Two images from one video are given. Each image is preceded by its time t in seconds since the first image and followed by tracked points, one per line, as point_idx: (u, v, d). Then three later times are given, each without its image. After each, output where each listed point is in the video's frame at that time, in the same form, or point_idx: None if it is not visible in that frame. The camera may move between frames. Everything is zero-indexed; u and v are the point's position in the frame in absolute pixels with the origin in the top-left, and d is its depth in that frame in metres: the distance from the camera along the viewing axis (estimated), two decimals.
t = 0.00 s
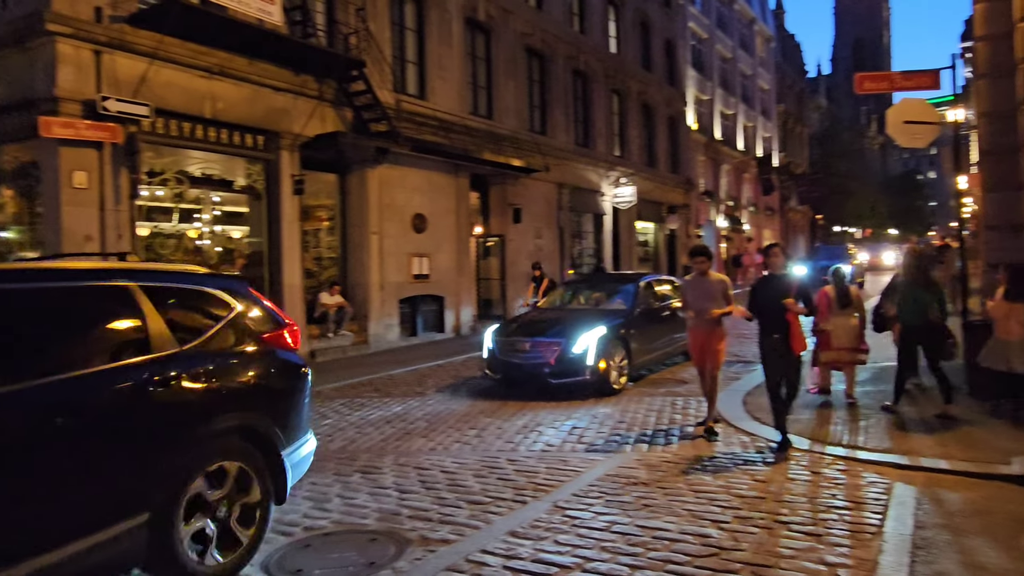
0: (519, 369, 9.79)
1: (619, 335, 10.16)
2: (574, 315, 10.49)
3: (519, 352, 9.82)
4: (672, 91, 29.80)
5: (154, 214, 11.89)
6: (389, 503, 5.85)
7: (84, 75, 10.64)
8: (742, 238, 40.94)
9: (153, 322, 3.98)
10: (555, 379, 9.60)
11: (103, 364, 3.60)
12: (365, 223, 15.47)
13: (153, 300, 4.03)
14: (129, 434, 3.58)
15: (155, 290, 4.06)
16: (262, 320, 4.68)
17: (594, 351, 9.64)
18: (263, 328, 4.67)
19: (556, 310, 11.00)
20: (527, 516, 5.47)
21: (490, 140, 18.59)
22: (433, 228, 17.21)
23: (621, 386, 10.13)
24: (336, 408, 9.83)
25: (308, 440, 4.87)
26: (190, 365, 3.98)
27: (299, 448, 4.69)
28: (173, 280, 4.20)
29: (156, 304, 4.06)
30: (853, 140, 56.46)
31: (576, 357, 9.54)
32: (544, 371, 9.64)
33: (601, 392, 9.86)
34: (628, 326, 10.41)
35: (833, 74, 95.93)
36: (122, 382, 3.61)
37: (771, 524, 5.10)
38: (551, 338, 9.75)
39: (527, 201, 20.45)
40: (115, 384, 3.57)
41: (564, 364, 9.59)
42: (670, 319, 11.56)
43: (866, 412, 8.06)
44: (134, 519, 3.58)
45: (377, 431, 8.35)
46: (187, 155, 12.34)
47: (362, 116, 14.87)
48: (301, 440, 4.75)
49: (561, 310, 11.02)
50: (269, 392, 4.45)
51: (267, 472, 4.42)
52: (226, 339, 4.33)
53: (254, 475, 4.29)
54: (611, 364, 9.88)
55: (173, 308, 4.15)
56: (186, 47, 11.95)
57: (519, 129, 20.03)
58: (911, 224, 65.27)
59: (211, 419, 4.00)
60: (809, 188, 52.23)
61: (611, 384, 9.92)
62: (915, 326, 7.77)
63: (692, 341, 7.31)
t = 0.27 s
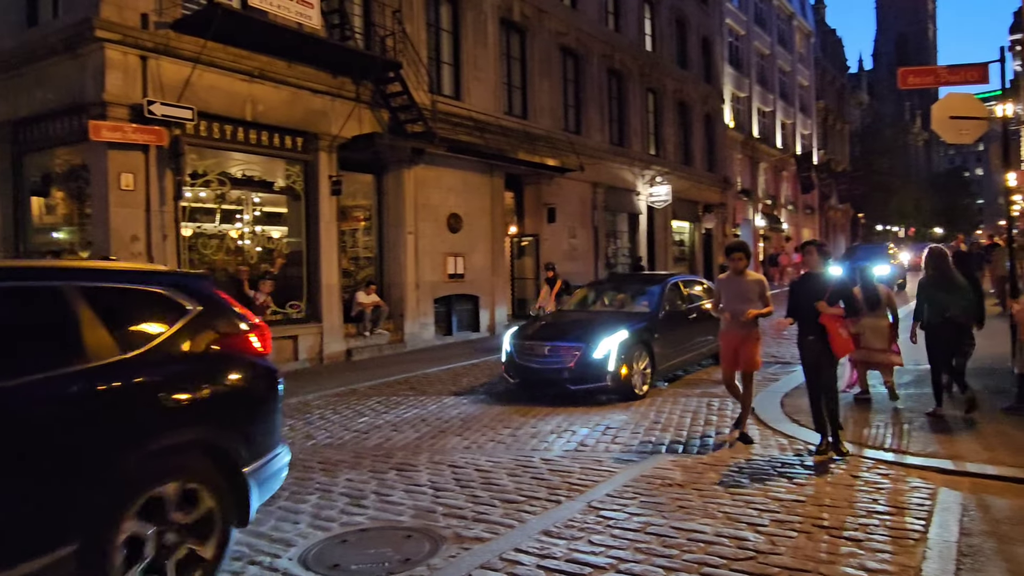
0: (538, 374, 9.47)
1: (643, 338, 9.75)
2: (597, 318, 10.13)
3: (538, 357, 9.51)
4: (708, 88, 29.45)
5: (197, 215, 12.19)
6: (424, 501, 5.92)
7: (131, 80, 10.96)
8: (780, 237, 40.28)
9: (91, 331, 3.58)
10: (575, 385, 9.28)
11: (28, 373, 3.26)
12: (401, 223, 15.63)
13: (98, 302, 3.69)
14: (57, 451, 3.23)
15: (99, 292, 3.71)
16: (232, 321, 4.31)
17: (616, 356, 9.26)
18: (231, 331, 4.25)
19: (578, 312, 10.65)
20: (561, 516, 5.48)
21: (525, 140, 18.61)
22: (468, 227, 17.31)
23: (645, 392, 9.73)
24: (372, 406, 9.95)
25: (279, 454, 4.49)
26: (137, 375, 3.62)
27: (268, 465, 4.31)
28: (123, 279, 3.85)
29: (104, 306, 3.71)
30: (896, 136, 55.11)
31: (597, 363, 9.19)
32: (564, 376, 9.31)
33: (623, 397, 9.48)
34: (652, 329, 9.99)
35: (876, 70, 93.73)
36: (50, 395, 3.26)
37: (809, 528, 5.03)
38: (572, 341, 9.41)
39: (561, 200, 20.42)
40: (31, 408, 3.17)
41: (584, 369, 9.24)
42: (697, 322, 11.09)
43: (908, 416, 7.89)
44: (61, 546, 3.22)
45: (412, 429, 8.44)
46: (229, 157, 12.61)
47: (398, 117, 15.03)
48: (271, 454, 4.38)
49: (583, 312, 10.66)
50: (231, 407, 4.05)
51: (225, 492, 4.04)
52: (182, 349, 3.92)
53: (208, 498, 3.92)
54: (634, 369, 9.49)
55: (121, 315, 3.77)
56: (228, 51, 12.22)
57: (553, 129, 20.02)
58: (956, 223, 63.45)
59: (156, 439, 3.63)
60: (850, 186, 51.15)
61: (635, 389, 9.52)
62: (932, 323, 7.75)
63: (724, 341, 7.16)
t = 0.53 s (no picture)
0: (548, 377, 9.22)
1: (658, 340, 9.44)
2: (611, 319, 9.85)
3: (549, 360, 9.26)
4: (739, 85, 29.11)
5: (230, 215, 12.40)
6: (451, 498, 5.95)
7: (166, 82, 11.19)
8: (811, 236, 39.68)
9: None
10: (587, 389, 9.02)
11: None
12: (429, 222, 15.72)
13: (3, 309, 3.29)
14: None
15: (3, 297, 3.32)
16: (170, 322, 3.86)
17: (629, 358, 8.98)
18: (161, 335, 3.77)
19: (594, 312, 10.39)
20: (588, 515, 5.47)
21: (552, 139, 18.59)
22: (496, 226, 17.35)
23: (660, 396, 9.43)
24: (400, 403, 10.02)
25: (224, 475, 4.05)
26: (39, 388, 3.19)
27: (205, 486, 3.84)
28: (35, 282, 3.45)
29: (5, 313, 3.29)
30: (932, 133, 53.93)
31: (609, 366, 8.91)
32: (575, 380, 9.05)
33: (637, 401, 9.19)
34: (668, 331, 9.68)
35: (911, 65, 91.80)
36: None
37: (840, 531, 4.95)
38: (584, 343, 9.14)
39: (589, 199, 20.35)
40: None
41: (596, 373, 8.97)
42: (716, 324, 10.74)
43: (944, 418, 7.74)
44: None
45: (440, 427, 8.49)
46: (261, 157, 12.79)
47: (427, 116, 15.14)
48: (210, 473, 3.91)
49: (598, 313, 10.39)
50: (155, 420, 3.59)
51: (151, 516, 3.56)
52: (95, 355, 3.45)
53: (128, 521, 3.46)
54: (648, 372, 9.19)
55: (24, 320, 3.33)
56: (260, 53, 12.40)
57: (581, 127, 19.96)
58: (995, 221, 61.86)
59: (60, 458, 3.17)
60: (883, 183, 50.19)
61: (649, 393, 9.24)
62: (958, 320, 7.67)
63: (751, 341, 6.98)
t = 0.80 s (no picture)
0: (556, 380, 8.98)
1: (669, 341, 9.12)
2: (622, 320, 9.55)
3: (556, 362, 9.02)
4: (764, 81, 28.79)
5: (256, 213, 12.55)
6: (474, 495, 5.97)
7: (194, 82, 11.35)
8: (838, 233, 39.16)
9: None
10: (596, 392, 8.75)
11: None
12: (452, 220, 15.77)
13: None
14: None
15: None
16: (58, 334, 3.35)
17: (639, 360, 8.67)
18: (26, 348, 3.16)
19: (604, 313, 10.13)
20: (611, 513, 5.46)
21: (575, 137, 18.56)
22: (519, 224, 17.36)
23: (672, 399, 9.10)
24: (424, 400, 10.07)
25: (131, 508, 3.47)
26: None
27: (92, 526, 3.20)
28: None
29: None
30: (963, 128, 52.90)
31: (618, 368, 8.63)
32: (583, 383, 8.78)
33: (647, 405, 8.89)
34: (680, 332, 9.35)
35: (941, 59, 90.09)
36: None
37: (869, 532, 4.88)
38: (592, 344, 8.89)
39: (613, 197, 20.28)
40: None
41: (604, 375, 8.69)
42: (731, 325, 10.38)
43: (974, 418, 7.61)
44: None
45: (463, 425, 8.53)
46: (286, 156, 12.92)
47: (450, 115, 15.22)
48: (99, 512, 3.26)
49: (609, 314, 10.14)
50: (14, 439, 2.96)
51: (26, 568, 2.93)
52: None
53: None
54: (659, 374, 8.87)
55: None
56: (286, 53, 12.53)
57: (604, 125, 19.88)
58: None
59: None
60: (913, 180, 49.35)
61: (660, 396, 8.91)
62: (974, 319, 7.78)
63: (772, 343, 6.64)
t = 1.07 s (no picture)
0: (564, 381, 8.69)
1: (682, 342, 8.78)
2: (633, 319, 9.24)
3: (563, 362, 8.72)
4: (791, 77, 28.42)
5: (283, 211, 12.68)
6: (499, 492, 5.98)
7: (223, 82, 11.50)
8: (866, 231, 38.58)
9: None
10: (604, 395, 8.45)
11: None
12: (476, 218, 15.81)
13: None
14: None
15: None
16: None
17: (650, 361, 8.35)
18: None
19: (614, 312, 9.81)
20: (636, 511, 5.44)
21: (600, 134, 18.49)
22: (542, 221, 17.35)
23: (683, 402, 8.76)
24: (448, 397, 10.11)
25: None
26: None
27: None
28: None
29: None
30: (996, 123, 51.78)
31: (627, 370, 8.31)
32: (591, 384, 8.49)
33: (659, 407, 8.56)
34: (693, 332, 9.01)
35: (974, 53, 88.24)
36: None
37: (900, 534, 4.80)
38: (600, 344, 8.57)
39: (637, 194, 20.19)
40: None
41: (612, 377, 8.38)
42: (747, 325, 10.02)
43: (1008, 419, 7.47)
44: None
45: (488, 422, 8.54)
46: (313, 154, 13.04)
47: (474, 112, 15.27)
48: None
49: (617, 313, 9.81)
50: None
51: None
52: None
53: None
54: (670, 376, 8.53)
55: None
56: (312, 52, 12.63)
57: (628, 122, 19.78)
58: None
59: None
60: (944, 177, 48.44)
61: (671, 399, 8.57)
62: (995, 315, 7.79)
63: (786, 345, 6.24)
